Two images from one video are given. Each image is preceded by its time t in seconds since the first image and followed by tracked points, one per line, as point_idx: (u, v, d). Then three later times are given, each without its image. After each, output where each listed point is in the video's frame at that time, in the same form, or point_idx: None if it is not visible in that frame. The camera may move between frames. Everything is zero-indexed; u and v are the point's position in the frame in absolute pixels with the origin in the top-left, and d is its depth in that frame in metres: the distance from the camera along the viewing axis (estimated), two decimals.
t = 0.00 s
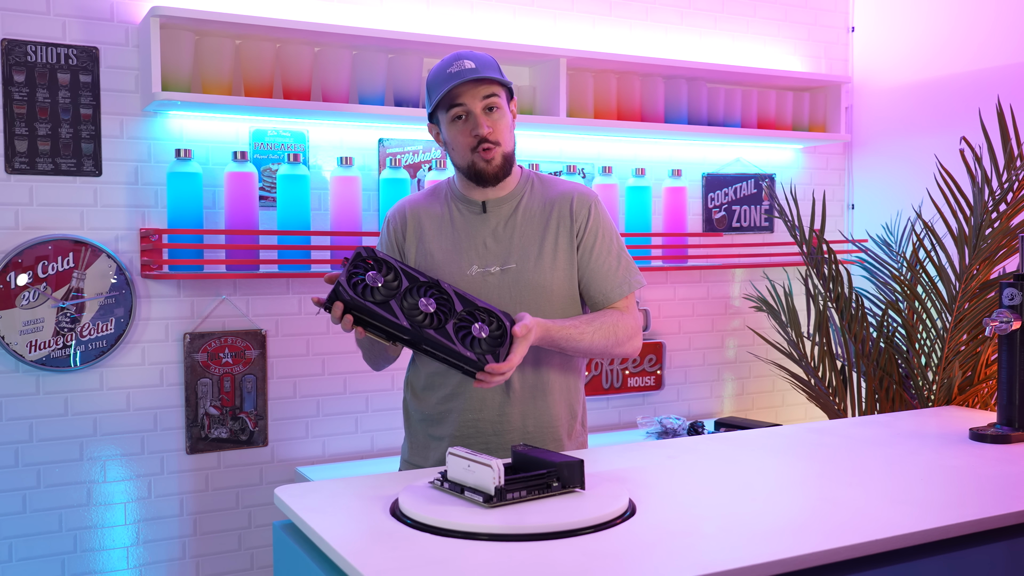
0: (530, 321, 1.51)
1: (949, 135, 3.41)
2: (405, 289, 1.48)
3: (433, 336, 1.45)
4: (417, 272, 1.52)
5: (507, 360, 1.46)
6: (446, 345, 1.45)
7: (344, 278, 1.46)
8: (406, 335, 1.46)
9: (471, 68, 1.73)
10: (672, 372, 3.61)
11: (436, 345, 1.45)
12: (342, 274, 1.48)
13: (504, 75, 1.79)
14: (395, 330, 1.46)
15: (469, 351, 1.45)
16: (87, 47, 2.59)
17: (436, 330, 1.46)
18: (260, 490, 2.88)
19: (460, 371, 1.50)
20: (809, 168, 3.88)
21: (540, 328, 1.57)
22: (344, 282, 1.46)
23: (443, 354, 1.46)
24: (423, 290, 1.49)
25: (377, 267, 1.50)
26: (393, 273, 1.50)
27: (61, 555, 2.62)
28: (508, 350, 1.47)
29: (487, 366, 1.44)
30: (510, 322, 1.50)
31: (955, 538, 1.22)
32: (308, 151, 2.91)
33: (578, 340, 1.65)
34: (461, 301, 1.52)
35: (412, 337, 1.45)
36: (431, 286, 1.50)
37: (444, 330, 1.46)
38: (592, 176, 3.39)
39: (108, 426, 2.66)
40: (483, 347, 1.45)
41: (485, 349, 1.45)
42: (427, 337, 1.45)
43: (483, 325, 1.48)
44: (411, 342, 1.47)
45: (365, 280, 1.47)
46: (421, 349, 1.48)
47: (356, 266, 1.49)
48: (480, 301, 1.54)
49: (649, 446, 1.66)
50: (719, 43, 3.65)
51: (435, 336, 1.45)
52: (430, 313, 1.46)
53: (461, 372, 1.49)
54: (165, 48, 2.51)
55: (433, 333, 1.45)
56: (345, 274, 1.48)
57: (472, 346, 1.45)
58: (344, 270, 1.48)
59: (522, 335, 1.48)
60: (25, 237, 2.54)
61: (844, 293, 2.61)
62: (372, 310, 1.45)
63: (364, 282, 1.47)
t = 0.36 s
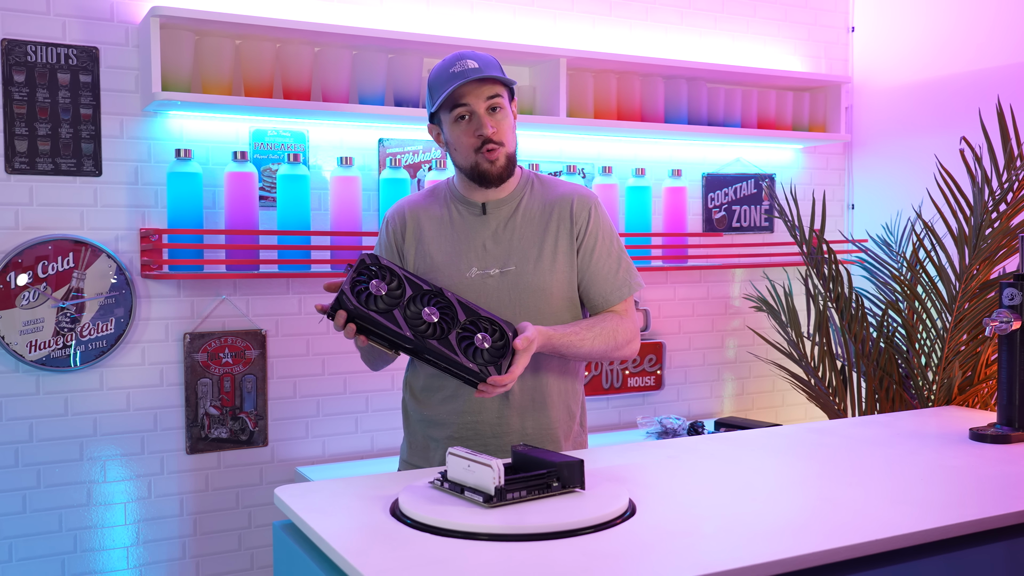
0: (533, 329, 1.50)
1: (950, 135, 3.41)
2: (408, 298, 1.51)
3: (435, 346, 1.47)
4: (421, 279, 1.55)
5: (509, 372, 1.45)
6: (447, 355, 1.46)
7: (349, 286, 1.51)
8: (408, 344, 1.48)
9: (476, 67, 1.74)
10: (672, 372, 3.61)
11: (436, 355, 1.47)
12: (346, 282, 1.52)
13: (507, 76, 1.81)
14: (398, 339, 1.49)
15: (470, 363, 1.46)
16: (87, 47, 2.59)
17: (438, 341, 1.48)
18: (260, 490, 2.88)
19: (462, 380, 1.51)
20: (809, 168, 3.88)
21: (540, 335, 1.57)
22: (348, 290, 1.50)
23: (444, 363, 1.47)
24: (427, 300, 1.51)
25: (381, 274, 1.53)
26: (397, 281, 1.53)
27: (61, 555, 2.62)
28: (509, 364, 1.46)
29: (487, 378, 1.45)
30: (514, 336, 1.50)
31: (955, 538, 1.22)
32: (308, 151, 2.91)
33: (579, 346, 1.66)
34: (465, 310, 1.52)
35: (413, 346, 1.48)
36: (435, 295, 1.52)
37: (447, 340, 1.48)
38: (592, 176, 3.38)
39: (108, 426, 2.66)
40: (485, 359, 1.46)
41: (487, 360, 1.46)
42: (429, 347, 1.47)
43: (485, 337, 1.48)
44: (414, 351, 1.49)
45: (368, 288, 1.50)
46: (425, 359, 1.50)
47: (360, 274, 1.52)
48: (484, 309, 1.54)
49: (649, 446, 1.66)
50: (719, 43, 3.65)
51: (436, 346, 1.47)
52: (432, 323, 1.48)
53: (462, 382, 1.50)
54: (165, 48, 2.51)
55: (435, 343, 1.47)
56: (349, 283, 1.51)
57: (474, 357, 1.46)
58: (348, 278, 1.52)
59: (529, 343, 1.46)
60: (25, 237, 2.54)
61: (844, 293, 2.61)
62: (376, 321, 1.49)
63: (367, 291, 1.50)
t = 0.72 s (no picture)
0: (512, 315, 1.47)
1: (950, 135, 3.41)
2: (386, 281, 1.41)
3: (412, 326, 1.41)
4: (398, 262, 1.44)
5: (485, 352, 1.42)
6: (424, 334, 1.41)
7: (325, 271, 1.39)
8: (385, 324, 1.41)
9: (477, 54, 1.80)
10: (672, 372, 3.61)
11: (414, 335, 1.41)
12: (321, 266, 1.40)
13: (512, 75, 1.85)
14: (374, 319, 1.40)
15: (450, 342, 1.40)
16: (87, 47, 2.59)
17: (415, 320, 1.41)
18: (260, 490, 2.88)
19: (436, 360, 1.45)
20: (809, 168, 3.88)
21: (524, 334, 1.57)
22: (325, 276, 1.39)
23: (422, 344, 1.42)
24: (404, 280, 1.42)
25: (356, 258, 1.42)
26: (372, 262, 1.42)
27: (61, 555, 2.62)
28: (486, 343, 1.43)
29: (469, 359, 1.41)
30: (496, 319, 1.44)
31: (955, 538, 1.22)
32: (308, 151, 2.91)
33: (564, 345, 1.66)
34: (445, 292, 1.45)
35: (390, 326, 1.41)
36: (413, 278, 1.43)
37: (425, 320, 1.41)
38: (592, 176, 3.38)
39: (108, 426, 2.66)
40: (464, 338, 1.41)
41: (467, 339, 1.41)
42: (406, 327, 1.41)
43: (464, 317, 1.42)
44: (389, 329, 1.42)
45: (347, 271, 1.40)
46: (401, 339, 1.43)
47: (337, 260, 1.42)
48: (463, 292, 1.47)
49: (650, 446, 1.66)
50: (719, 43, 3.65)
51: (415, 325, 1.40)
52: (410, 304, 1.40)
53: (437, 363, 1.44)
54: (165, 48, 2.51)
55: (414, 323, 1.41)
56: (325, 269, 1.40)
57: (453, 336, 1.41)
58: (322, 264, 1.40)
59: (498, 321, 1.43)
60: (25, 237, 2.54)
61: (844, 293, 2.61)
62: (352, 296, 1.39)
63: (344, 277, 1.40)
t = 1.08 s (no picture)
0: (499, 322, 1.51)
1: (949, 135, 3.41)
2: (368, 310, 1.51)
3: (400, 351, 1.47)
4: (378, 291, 1.54)
5: (475, 366, 1.46)
6: (413, 357, 1.46)
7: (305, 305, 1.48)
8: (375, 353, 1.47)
9: (466, 62, 1.76)
10: (672, 372, 3.61)
11: (404, 360, 1.47)
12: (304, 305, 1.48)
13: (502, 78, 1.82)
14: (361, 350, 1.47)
15: (439, 362, 1.45)
16: (87, 47, 2.59)
17: (402, 345, 1.48)
18: (260, 490, 2.88)
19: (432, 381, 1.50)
20: (809, 168, 3.88)
21: (514, 334, 1.58)
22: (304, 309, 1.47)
23: (414, 368, 1.47)
24: (387, 309, 1.52)
25: (338, 292, 1.52)
26: (356, 295, 1.52)
27: (61, 555, 2.62)
28: (475, 356, 1.47)
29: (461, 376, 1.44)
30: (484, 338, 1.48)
31: (955, 538, 1.22)
32: (308, 151, 2.91)
33: (557, 344, 1.66)
34: (427, 314, 1.53)
35: (379, 354, 1.47)
36: (394, 303, 1.53)
37: (412, 345, 1.48)
38: (592, 177, 3.38)
39: (108, 426, 2.66)
40: (453, 355, 1.46)
41: (456, 356, 1.46)
42: (394, 352, 1.47)
43: (451, 337, 1.48)
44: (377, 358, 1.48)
45: (328, 306, 1.49)
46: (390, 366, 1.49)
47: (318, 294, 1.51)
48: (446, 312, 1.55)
49: (650, 446, 1.66)
50: (719, 43, 3.65)
51: (402, 350, 1.47)
52: (395, 329, 1.49)
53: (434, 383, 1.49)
54: (165, 48, 2.51)
55: (401, 348, 1.47)
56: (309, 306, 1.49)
57: (442, 356, 1.46)
58: (305, 302, 1.48)
59: (483, 332, 1.47)
60: (26, 237, 2.54)
61: (844, 293, 2.61)
62: (336, 329, 1.47)
63: (326, 311, 1.49)
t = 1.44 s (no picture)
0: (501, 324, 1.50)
1: (949, 135, 3.41)
2: (370, 318, 1.51)
3: (404, 358, 1.47)
4: (379, 299, 1.55)
5: (481, 370, 1.45)
6: (418, 364, 1.46)
7: (307, 318, 1.47)
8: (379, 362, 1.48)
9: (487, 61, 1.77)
10: (672, 372, 3.61)
11: (410, 367, 1.47)
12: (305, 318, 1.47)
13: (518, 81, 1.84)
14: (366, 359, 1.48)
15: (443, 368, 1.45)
16: (87, 47, 2.59)
17: (406, 353, 1.48)
18: (260, 490, 2.88)
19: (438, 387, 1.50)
20: (809, 168, 3.88)
21: (515, 336, 1.58)
22: (306, 322, 1.46)
23: (419, 375, 1.47)
24: (389, 317, 1.52)
25: (338, 301, 1.51)
26: (356, 305, 1.52)
27: (61, 555, 2.62)
28: (480, 360, 1.46)
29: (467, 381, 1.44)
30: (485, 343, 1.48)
31: (955, 538, 1.22)
32: (308, 151, 2.91)
33: (558, 346, 1.66)
34: (428, 321, 1.53)
35: (384, 363, 1.47)
36: (396, 311, 1.53)
37: (415, 352, 1.48)
38: (592, 177, 3.38)
39: (108, 426, 2.66)
40: (457, 360, 1.46)
41: (460, 362, 1.45)
42: (399, 360, 1.47)
43: (454, 342, 1.48)
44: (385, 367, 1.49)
45: (329, 316, 1.48)
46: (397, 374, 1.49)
47: (318, 305, 1.50)
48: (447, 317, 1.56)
49: (650, 446, 1.66)
50: (719, 43, 3.65)
51: (407, 358, 1.47)
52: (397, 337, 1.49)
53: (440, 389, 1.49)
54: (165, 48, 2.51)
55: (405, 356, 1.47)
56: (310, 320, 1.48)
57: (446, 361, 1.46)
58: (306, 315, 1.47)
59: (486, 335, 1.46)
60: (25, 237, 2.54)
61: (844, 293, 2.61)
62: (338, 341, 1.46)
63: (327, 322, 1.48)
